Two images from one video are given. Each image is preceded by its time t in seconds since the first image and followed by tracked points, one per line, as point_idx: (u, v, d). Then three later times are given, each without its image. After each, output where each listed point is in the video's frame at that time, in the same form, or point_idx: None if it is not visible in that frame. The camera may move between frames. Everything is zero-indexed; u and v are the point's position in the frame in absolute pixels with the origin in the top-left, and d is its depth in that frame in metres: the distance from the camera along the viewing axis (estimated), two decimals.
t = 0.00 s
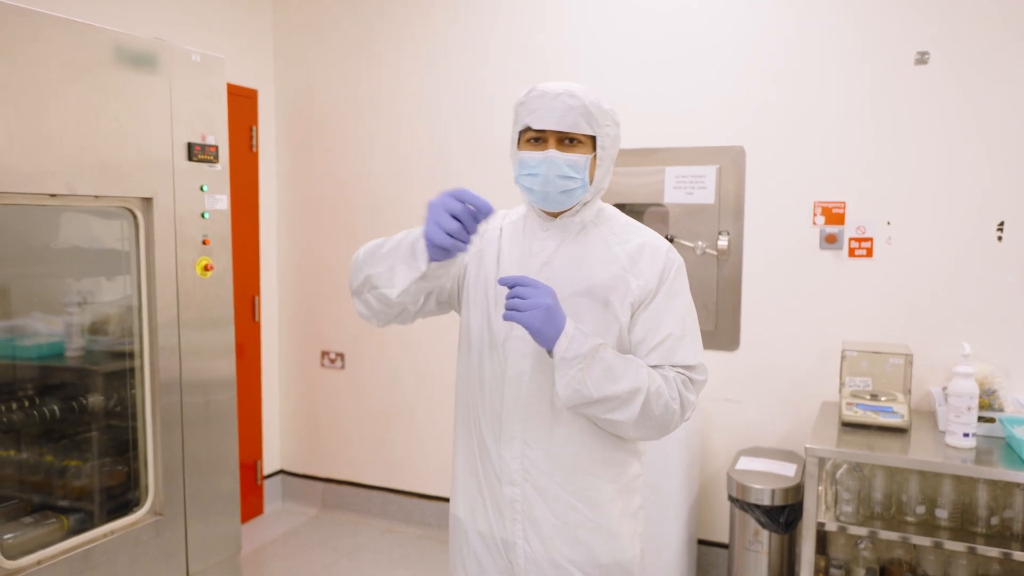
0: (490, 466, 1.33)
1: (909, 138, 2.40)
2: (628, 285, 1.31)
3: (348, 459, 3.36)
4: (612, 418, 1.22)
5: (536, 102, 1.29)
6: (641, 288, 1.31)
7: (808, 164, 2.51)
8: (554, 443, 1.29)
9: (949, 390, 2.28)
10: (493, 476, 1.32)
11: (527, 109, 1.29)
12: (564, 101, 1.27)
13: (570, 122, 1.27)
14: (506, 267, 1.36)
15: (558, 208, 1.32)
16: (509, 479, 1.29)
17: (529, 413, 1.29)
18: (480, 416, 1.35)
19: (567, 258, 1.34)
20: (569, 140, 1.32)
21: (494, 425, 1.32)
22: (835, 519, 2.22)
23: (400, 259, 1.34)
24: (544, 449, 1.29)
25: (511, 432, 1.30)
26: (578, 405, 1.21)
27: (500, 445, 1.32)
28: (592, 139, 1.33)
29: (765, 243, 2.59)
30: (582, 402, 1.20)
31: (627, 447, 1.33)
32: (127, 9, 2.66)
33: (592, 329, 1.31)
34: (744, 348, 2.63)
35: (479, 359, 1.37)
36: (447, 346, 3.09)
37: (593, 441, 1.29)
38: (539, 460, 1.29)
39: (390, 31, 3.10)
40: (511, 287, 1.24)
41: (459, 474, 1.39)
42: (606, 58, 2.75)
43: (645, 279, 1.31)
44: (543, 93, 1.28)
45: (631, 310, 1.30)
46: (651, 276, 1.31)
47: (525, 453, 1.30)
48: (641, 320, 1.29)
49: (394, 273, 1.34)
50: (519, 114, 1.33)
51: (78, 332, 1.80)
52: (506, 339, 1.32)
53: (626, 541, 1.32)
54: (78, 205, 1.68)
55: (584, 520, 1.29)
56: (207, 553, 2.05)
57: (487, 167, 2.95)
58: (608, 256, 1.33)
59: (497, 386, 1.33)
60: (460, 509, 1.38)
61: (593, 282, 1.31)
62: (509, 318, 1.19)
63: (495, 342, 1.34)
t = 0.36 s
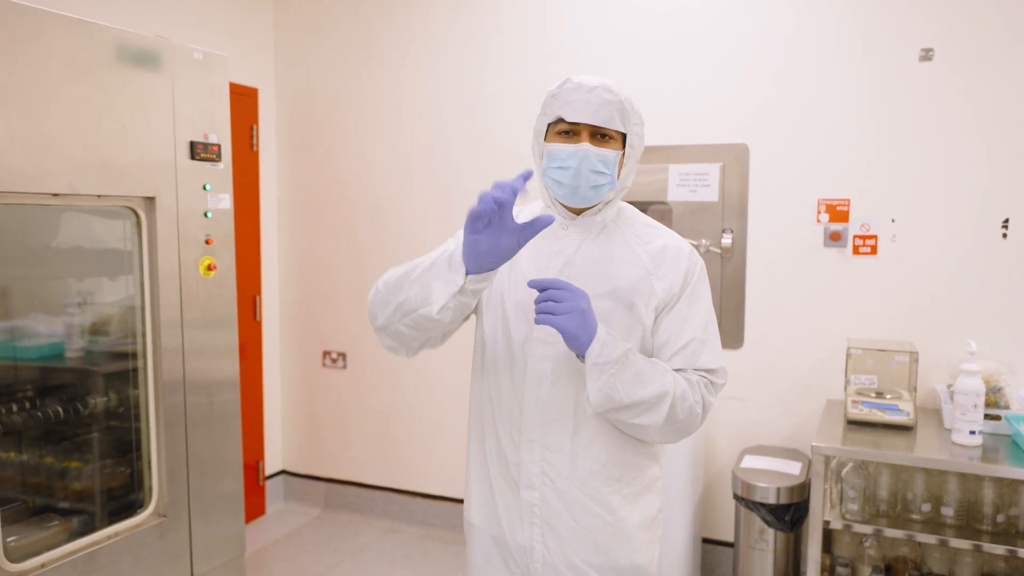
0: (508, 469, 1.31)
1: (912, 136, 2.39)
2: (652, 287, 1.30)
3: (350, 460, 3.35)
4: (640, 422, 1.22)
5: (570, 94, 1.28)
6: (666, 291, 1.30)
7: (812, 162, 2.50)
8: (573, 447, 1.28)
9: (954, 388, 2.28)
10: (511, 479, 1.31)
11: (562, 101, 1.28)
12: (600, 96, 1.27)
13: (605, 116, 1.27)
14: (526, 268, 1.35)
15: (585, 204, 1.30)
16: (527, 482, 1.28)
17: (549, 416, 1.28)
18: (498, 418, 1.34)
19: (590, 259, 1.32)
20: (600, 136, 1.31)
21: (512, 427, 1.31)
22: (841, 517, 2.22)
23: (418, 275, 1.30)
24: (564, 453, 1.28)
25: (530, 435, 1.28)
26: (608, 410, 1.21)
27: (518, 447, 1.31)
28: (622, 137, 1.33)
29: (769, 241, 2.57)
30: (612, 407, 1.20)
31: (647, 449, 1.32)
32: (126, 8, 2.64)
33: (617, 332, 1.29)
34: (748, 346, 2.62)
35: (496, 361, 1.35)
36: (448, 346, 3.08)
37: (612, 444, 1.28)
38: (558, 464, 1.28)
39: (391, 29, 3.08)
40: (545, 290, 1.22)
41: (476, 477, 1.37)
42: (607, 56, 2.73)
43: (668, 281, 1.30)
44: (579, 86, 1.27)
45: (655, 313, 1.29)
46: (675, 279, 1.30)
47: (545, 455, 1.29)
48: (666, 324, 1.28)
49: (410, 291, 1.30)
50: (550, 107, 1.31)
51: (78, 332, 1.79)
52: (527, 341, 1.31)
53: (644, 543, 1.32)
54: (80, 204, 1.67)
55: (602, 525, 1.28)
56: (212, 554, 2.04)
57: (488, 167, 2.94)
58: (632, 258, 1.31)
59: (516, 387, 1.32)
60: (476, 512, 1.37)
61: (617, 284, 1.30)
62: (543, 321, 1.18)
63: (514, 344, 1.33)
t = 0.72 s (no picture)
0: (518, 483, 1.29)
1: (913, 136, 2.38)
2: (662, 294, 1.28)
3: (351, 463, 3.33)
4: (670, 434, 1.22)
5: (582, 94, 1.26)
6: (676, 297, 1.28)
7: (814, 162, 2.50)
8: (585, 457, 1.26)
9: (958, 388, 2.27)
10: (521, 492, 1.29)
11: (574, 101, 1.26)
12: (613, 96, 1.25)
13: (618, 118, 1.25)
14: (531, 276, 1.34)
15: (593, 208, 1.29)
16: (538, 495, 1.27)
17: (560, 426, 1.27)
18: (505, 429, 1.31)
19: (597, 265, 1.31)
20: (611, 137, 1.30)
21: (520, 439, 1.29)
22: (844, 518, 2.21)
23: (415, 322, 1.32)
24: (576, 465, 1.26)
25: (540, 446, 1.27)
26: (638, 429, 1.21)
27: (528, 459, 1.28)
28: (633, 137, 1.32)
29: (770, 241, 2.57)
30: (642, 427, 1.20)
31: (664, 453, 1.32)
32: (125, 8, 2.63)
33: (626, 342, 1.28)
34: (749, 347, 2.62)
35: (502, 371, 1.34)
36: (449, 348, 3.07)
37: (622, 453, 1.28)
38: (570, 475, 1.26)
39: (390, 30, 3.07)
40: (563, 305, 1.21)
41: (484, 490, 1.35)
42: (607, 56, 2.73)
43: (679, 288, 1.28)
44: (592, 85, 1.25)
45: (666, 321, 1.28)
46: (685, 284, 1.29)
47: (556, 467, 1.27)
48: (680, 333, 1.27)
49: (411, 339, 1.32)
50: (561, 104, 1.29)
51: (76, 336, 1.77)
52: (536, 352, 1.31)
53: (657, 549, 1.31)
54: (80, 207, 1.66)
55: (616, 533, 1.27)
56: (213, 559, 2.03)
57: (488, 167, 2.93)
58: (639, 264, 1.30)
59: (524, 398, 1.30)
60: (486, 528, 1.35)
61: (626, 291, 1.29)
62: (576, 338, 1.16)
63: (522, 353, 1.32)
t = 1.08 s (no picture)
0: (520, 494, 1.28)
1: (909, 136, 2.39)
2: (660, 303, 1.27)
3: (348, 466, 3.32)
4: (662, 446, 1.23)
5: (574, 107, 1.25)
6: (675, 305, 1.27)
7: (811, 161, 2.49)
8: (587, 467, 1.26)
9: (955, 386, 2.28)
10: (524, 503, 1.28)
11: (565, 116, 1.24)
12: (606, 108, 1.24)
13: (611, 132, 1.24)
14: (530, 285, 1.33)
15: (588, 220, 1.30)
16: (541, 506, 1.26)
17: (561, 437, 1.26)
18: (505, 438, 1.31)
19: (594, 275, 1.31)
20: (605, 148, 1.29)
21: (522, 450, 1.28)
22: (844, 517, 2.21)
23: (421, 359, 1.34)
24: (579, 473, 1.26)
25: (542, 457, 1.26)
26: (630, 441, 1.22)
27: (530, 470, 1.28)
28: (629, 146, 1.30)
29: (768, 241, 2.56)
30: (634, 440, 1.21)
31: (664, 460, 1.32)
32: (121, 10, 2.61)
33: (624, 351, 1.28)
34: (747, 346, 2.62)
35: (502, 380, 1.33)
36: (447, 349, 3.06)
37: (625, 458, 1.27)
38: (573, 485, 1.26)
39: (388, 31, 3.07)
40: (561, 314, 1.20)
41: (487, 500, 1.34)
42: (605, 55, 2.72)
43: (678, 295, 1.27)
44: (584, 99, 1.24)
45: (665, 330, 1.28)
46: (684, 290, 1.28)
47: (558, 477, 1.26)
48: (678, 341, 1.27)
49: (419, 376, 1.34)
50: (552, 116, 1.28)
51: (72, 340, 1.76)
52: (535, 359, 1.30)
53: (661, 553, 1.31)
54: (74, 210, 1.64)
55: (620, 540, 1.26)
56: (210, 563, 2.01)
57: (487, 168, 2.93)
58: (638, 272, 1.29)
59: (524, 409, 1.29)
60: (491, 537, 1.35)
61: (624, 301, 1.28)
62: (582, 350, 1.16)
63: (521, 362, 1.31)
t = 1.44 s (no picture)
0: (510, 495, 1.28)
1: (905, 138, 2.39)
2: (652, 304, 1.27)
3: (343, 465, 3.32)
4: (650, 447, 1.22)
5: (565, 107, 1.24)
6: (666, 307, 1.27)
7: (807, 163, 2.49)
8: (577, 468, 1.25)
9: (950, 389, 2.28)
10: (513, 504, 1.28)
11: (556, 116, 1.24)
12: (596, 108, 1.23)
13: (602, 132, 1.24)
14: (522, 285, 1.33)
15: (580, 219, 1.29)
16: (530, 507, 1.25)
17: (551, 438, 1.26)
18: (495, 439, 1.30)
19: (586, 275, 1.30)
20: (597, 148, 1.29)
21: (512, 451, 1.28)
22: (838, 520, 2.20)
23: (412, 359, 1.34)
24: (568, 474, 1.25)
25: (531, 458, 1.26)
26: (618, 442, 1.21)
27: (520, 471, 1.27)
28: (621, 146, 1.30)
29: (764, 242, 2.56)
30: (622, 440, 1.20)
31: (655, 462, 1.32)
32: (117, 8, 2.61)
33: (615, 352, 1.27)
34: (743, 347, 2.61)
35: (493, 380, 1.33)
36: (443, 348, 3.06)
37: (615, 460, 1.27)
38: (562, 486, 1.25)
39: (386, 29, 3.06)
40: (550, 312, 1.19)
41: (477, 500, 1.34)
42: (603, 55, 2.71)
43: (670, 296, 1.27)
44: (574, 99, 1.23)
45: (656, 332, 1.27)
46: (676, 292, 1.27)
47: (548, 478, 1.26)
48: (669, 343, 1.27)
49: (410, 375, 1.34)
50: (543, 116, 1.27)
51: (66, 338, 1.75)
52: (526, 360, 1.30)
53: (651, 556, 1.31)
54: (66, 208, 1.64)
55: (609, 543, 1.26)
56: (202, 563, 2.01)
57: (484, 167, 2.92)
58: (629, 273, 1.29)
59: (514, 410, 1.29)
60: (481, 538, 1.34)
61: (615, 301, 1.27)
62: (572, 348, 1.15)
63: (512, 363, 1.31)
